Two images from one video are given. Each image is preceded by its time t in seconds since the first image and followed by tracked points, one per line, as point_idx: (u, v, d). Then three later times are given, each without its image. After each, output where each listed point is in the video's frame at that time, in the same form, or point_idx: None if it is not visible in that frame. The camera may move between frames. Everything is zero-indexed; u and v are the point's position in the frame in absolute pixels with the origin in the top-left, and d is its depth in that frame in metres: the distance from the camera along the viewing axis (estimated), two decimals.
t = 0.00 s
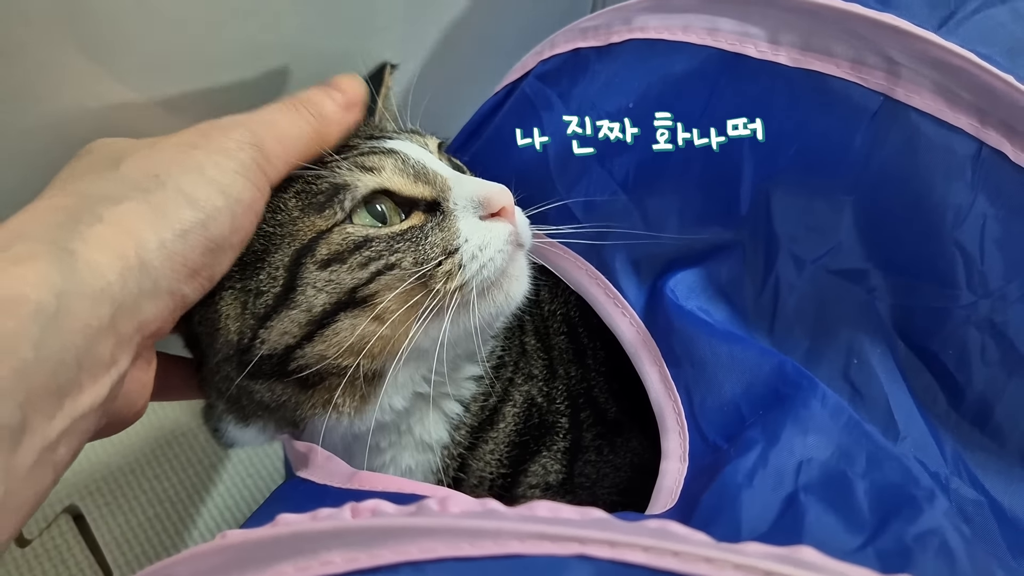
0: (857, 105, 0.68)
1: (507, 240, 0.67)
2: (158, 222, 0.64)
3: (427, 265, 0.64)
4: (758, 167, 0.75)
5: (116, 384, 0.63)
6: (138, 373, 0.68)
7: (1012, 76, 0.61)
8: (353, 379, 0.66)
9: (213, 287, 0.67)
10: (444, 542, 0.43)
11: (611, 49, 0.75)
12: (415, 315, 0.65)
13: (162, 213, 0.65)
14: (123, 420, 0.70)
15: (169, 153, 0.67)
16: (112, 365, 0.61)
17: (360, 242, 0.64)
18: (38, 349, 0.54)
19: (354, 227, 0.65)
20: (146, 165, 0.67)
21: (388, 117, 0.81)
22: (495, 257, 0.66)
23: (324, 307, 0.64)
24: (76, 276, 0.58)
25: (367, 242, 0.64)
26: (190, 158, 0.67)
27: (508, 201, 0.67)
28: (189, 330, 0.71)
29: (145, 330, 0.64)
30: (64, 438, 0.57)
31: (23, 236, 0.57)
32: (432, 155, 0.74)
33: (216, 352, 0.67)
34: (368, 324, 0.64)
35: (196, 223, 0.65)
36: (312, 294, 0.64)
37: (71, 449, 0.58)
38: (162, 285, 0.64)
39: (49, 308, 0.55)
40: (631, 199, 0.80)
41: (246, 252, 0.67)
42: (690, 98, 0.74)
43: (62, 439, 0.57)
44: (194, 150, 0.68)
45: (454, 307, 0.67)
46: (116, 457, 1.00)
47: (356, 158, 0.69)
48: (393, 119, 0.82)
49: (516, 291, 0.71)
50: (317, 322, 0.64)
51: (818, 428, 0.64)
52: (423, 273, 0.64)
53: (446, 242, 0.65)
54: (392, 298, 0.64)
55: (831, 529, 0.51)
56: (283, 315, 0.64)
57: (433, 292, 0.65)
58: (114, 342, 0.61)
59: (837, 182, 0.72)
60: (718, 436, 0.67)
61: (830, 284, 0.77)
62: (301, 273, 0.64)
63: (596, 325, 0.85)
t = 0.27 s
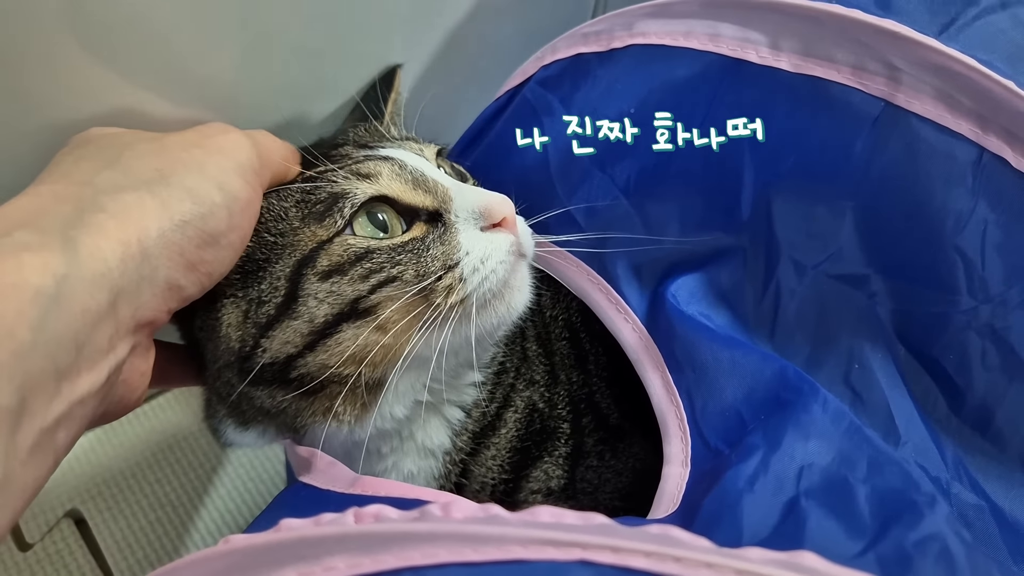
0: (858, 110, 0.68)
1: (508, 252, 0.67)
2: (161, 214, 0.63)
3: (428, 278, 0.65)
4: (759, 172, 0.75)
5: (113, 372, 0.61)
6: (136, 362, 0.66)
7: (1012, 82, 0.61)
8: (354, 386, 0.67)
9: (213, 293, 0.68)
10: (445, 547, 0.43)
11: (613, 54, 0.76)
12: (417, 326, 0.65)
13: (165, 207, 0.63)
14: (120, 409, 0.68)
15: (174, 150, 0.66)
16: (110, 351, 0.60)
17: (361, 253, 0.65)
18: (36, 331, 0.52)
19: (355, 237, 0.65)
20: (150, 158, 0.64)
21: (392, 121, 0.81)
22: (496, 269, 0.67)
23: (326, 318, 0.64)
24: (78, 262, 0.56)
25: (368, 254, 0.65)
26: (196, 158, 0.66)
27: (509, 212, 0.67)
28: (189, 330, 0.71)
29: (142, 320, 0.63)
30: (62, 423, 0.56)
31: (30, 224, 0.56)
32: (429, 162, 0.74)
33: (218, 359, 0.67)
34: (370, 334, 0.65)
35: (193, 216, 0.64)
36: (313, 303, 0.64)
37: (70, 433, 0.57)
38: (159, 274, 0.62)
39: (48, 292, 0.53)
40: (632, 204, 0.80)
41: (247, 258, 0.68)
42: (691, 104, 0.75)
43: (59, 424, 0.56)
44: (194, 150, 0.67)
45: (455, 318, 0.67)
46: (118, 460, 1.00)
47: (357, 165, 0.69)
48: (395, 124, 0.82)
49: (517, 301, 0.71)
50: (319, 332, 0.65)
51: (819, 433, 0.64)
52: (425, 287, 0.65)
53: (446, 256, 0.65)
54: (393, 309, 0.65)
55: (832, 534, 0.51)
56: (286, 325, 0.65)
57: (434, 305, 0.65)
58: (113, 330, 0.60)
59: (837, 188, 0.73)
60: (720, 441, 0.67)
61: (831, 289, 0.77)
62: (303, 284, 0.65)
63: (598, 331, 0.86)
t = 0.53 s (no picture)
0: (859, 112, 0.68)
1: (509, 254, 0.67)
2: (158, 220, 0.63)
3: (428, 281, 0.65)
4: (760, 174, 0.75)
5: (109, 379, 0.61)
6: (132, 369, 0.66)
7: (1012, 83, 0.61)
8: (355, 388, 0.67)
9: (213, 296, 0.68)
10: (446, 548, 0.43)
11: (613, 56, 0.76)
12: (417, 329, 0.65)
13: (163, 213, 0.63)
14: (114, 417, 0.68)
15: (170, 158, 0.66)
16: (106, 358, 0.60)
17: (360, 256, 0.65)
18: (34, 336, 0.51)
19: (355, 240, 0.66)
20: (149, 166, 0.65)
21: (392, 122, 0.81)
22: (496, 272, 0.67)
23: (326, 320, 0.64)
24: (76, 267, 0.56)
25: (368, 256, 0.65)
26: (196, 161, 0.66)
27: (510, 215, 0.67)
28: (190, 332, 0.72)
29: (138, 327, 0.62)
30: (58, 429, 0.55)
31: (28, 229, 0.55)
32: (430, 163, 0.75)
33: (219, 362, 0.67)
34: (370, 336, 0.65)
35: (191, 223, 0.64)
36: (313, 306, 0.64)
37: (65, 440, 0.56)
38: (156, 281, 0.62)
39: (47, 298, 0.52)
40: (633, 206, 0.80)
41: (247, 261, 0.68)
42: (691, 106, 0.75)
43: (55, 430, 0.55)
44: (191, 158, 0.67)
45: (455, 320, 0.67)
46: (118, 462, 1.00)
47: (357, 167, 0.69)
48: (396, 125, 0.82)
49: (518, 304, 0.71)
50: (320, 335, 0.65)
51: (820, 435, 0.64)
52: (424, 289, 0.65)
53: (446, 258, 0.65)
54: (393, 312, 0.65)
55: (833, 535, 0.51)
56: (286, 327, 0.65)
57: (434, 308, 0.65)
58: (110, 337, 0.60)
59: (838, 189, 0.73)
60: (721, 442, 0.67)
61: (832, 291, 0.77)
62: (303, 286, 0.65)
63: (599, 332, 0.86)
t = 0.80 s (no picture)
0: (857, 113, 0.68)
1: (505, 254, 0.67)
2: (153, 224, 0.63)
3: (423, 282, 0.65)
4: (758, 175, 0.75)
5: (104, 383, 0.61)
6: (127, 373, 0.66)
7: (1009, 85, 0.61)
8: (352, 389, 0.67)
9: (211, 299, 0.68)
10: (443, 548, 0.43)
11: (612, 58, 0.76)
12: (413, 331, 0.66)
13: (158, 218, 0.63)
14: (109, 421, 0.68)
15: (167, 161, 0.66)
16: (101, 363, 0.60)
17: (356, 257, 0.65)
18: (28, 342, 0.52)
19: (351, 242, 0.66)
20: (143, 169, 0.64)
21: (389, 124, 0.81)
22: (492, 272, 0.67)
23: (322, 322, 0.64)
24: (70, 272, 0.56)
25: (363, 258, 0.65)
26: (194, 165, 0.67)
27: (506, 215, 0.67)
28: (187, 334, 0.72)
29: (132, 332, 0.63)
30: (52, 434, 0.56)
31: (23, 233, 0.56)
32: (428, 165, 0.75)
33: (217, 363, 0.68)
34: (367, 337, 0.65)
35: (188, 228, 0.64)
36: (309, 308, 0.65)
37: (60, 445, 0.57)
38: (151, 285, 0.62)
39: (40, 303, 0.53)
40: (631, 208, 0.80)
41: (244, 264, 0.68)
42: (690, 108, 0.75)
43: (50, 435, 0.56)
44: (187, 162, 0.66)
45: (451, 321, 0.67)
46: (118, 464, 1.00)
47: (354, 168, 0.69)
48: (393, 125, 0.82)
49: (515, 305, 0.71)
50: (316, 336, 0.65)
51: (817, 436, 0.64)
52: (420, 290, 0.65)
53: (442, 259, 0.65)
54: (389, 313, 0.65)
55: (829, 535, 0.51)
56: (282, 329, 0.65)
57: (430, 309, 0.65)
58: (104, 341, 0.60)
59: (836, 190, 0.73)
60: (718, 443, 0.67)
61: (831, 292, 0.77)
62: (299, 288, 0.65)
63: (597, 334, 0.86)
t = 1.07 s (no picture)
0: (855, 117, 0.68)
1: (502, 257, 0.67)
2: (148, 233, 0.63)
3: (421, 285, 0.65)
4: (756, 178, 0.75)
5: (97, 392, 0.62)
6: (121, 383, 0.66)
7: (1007, 88, 0.61)
8: (351, 391, 0.67)
9: (211, 304, 0.68)
10: (441, 552, 0.43)
11: (611, 61, 0.76)
12: (412, 334, 0.66)
13: (153, 226, 0.64)
14: (104, 429, 0.68)
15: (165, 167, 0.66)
16: (94, 372, 0.61)
17: (354, 260, 0.65)
18: (23, 350, 0.53)
19: (349, 245, 0.66)
20: (139, 178, 0.65)
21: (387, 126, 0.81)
22: (490, 275, 0.67)
23: (321, 325, 0.65)
24: (65, 281, 0.57)
25: (361, 261, 0.65)
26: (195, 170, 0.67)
27: (504, 217, 0.68)
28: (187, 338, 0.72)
29: (126, 341, 0.63)
30: (46, 444, 0.56)
31: (19, 243, 0.56)
32: (426, 168, 0.75)
33: (217, 367, 0.68)
34: (365, 340, 0.65)
35: (182, 237, 0.64)
36: (308, 311, 0.65)
37: (53, 454, 0.58)
38: (145, 294, 0.63)
39: (36, 312, 0.54)
40: (630, 211, 0.81)
41: (242, 268, 0.68)
42: (688, 111, 0.75)
43: (42, 444, 0.56)
44: (181, 171, 0.67)
45: (449, 324, 0.67)
46: (118, 467, 1.00)
47: (353, 172, 0.69)
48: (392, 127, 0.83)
49: (514, 307, 0.72)
50: (314, 339, 0.65)
51: (815, 438, 0.64)
52: (418, 293, 0.65)
53: (440, 262, 0.66)
54: (387, 315, 0.65)
55: (826, 539, 0.52)
56: (281, 333, 0.65)
57: (427, 311, 0.66)
58: (98, 350, 0.60)
59: (834, 193, 0.73)
60: (716, 447, 0.67)
61: (829, 295, 0.77)
62: (297, 291, 0.65)
63: (597, 338, 0.86)
